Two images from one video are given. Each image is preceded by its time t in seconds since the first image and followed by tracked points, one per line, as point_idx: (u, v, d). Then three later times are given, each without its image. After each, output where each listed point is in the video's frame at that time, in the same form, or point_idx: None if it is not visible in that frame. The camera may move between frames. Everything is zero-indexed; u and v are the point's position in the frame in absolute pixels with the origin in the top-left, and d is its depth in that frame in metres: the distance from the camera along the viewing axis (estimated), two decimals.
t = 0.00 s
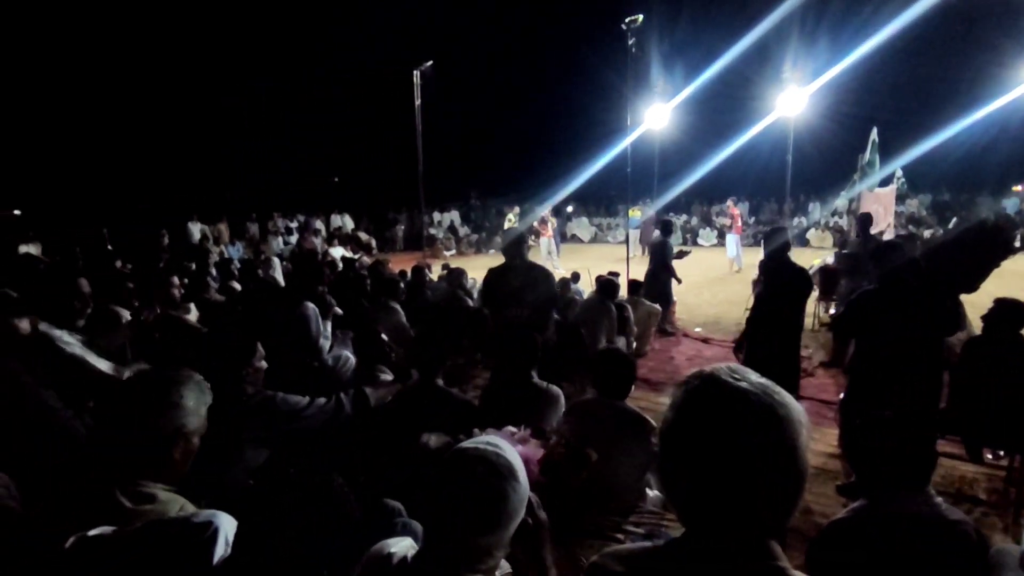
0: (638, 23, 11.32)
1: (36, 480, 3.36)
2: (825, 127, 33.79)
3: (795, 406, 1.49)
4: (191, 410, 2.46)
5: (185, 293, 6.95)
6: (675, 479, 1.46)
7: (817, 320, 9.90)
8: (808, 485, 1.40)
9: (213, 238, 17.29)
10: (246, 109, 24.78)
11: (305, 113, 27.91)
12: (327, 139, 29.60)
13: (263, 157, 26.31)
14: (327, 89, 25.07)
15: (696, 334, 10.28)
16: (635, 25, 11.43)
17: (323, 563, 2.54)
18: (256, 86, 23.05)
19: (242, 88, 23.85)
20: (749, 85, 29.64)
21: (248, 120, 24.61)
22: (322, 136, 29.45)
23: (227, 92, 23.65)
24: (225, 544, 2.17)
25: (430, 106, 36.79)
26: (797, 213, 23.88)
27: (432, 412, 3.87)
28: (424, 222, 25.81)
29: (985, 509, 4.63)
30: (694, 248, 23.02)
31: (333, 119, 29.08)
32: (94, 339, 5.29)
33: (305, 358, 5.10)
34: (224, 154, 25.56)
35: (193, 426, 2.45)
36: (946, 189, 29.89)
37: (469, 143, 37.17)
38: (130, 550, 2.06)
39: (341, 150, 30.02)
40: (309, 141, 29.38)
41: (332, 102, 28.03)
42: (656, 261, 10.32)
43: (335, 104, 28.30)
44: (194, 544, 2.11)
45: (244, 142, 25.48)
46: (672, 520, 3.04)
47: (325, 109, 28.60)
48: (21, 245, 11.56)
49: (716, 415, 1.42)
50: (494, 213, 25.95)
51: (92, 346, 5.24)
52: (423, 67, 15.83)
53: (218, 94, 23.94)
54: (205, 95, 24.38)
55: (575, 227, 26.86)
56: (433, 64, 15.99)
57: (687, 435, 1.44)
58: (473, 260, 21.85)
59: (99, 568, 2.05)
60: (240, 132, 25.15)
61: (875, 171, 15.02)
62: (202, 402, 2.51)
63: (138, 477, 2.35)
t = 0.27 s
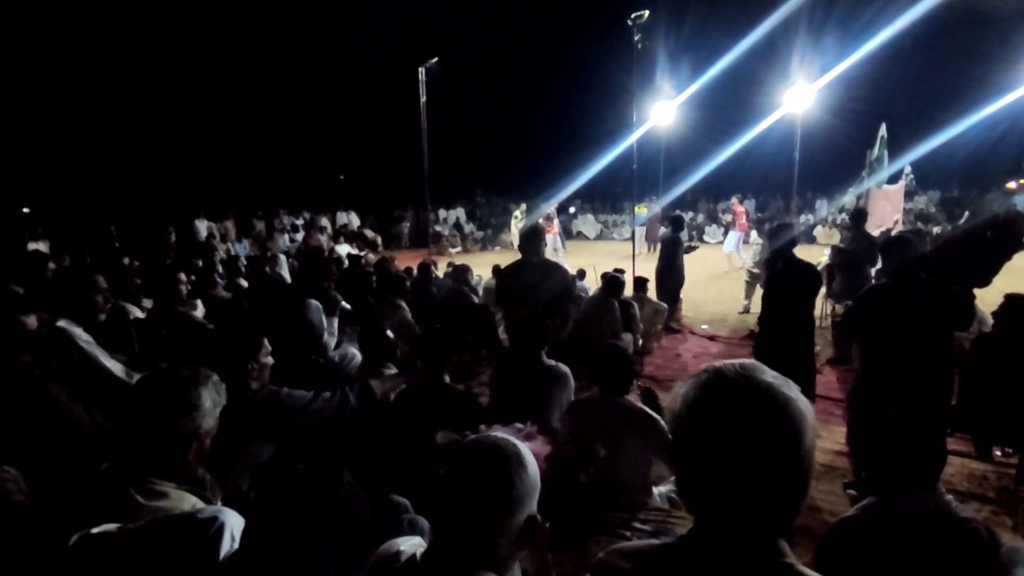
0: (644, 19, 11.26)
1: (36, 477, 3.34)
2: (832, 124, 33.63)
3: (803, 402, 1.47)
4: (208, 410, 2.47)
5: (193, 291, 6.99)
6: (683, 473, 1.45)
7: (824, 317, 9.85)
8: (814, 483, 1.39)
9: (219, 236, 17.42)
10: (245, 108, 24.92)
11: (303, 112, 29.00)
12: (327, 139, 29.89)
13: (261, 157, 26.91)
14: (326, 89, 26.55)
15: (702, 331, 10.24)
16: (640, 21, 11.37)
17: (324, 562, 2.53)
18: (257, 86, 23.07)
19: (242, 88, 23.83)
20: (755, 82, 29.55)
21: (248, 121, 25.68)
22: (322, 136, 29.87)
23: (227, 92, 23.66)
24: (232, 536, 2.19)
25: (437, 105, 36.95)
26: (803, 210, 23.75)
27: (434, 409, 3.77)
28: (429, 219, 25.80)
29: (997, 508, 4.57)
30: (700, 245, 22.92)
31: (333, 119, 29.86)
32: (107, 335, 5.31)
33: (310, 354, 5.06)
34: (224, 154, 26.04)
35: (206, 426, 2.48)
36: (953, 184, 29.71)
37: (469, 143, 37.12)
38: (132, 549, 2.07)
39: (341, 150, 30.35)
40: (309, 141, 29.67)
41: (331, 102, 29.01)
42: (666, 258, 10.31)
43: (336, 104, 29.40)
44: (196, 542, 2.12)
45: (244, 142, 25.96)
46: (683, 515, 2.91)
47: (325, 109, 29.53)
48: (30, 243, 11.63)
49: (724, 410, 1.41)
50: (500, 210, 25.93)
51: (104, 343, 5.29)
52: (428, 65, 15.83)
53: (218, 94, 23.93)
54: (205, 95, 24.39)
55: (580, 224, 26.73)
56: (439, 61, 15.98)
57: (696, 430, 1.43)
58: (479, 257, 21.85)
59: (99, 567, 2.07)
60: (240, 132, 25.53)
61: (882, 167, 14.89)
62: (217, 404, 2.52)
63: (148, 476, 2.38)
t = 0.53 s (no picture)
0: (647, 14, 11.18)
1: (36, 476, 3.32)
2: (835, 120, 33.59)
3: (813, 401, 1.45)
4: (202, 415, 2.43)
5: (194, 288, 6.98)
6: (691, 472, 1.44)
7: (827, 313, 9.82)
8: (822, 483, 1.37)
9: (220, 233, 17.42)
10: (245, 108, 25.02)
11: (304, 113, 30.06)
12: (327, 139, 30.62)
13: (261, 157, 27.49)
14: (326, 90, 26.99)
15: (704, 328, 10.23)
16: (643, 16, 11.29)
17: (322, 563, 2.30)
18: (257, 85, 23.12)
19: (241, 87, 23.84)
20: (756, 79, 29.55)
21: (247, 121, 25.98)
22: (322, 136, 30.54)
23: (227, 92, 23.69)
24: (232, 534, 2.23)
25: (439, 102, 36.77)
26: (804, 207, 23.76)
27: (434, 407, 3.74)
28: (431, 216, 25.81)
29: (1004, 505, 4.55)
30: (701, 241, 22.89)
31: (333, 119, 30.64)
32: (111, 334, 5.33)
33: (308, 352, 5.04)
34: (225, 154, 26.41)
35: (205, 432, 2.45)
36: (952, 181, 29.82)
37: (470, 143, 37.01)
38: (131, 549, 2.10)
39: (341, 149, 30.85)
40: (310, 141, 30.30)
41: (332, 102, 29.86)
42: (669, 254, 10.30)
43: (336, 104, 30.15)
44: (195, 543, 2.14)
45: (244, 142, 26.31)
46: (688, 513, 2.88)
47: (325, 109, 30.26)
48: (30, 241, 11.64)
49: (736, 407, 1.39)
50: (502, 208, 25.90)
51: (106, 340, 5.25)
52: (429, 61, 15.75)
53: (219, 95, 23.93)
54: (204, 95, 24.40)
55: (582, 221, 26.69)
56: (440, 57, 15.88)
57: (707, 427, 1.41)
58: (481, 254, 21.86)
59: (98, 568, 2.08)
60: (240, 132, 25.82)
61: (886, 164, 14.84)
62: (210, 406, 2.47)
63: (147, 479, 2.38)
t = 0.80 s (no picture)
0: (644, 8, 11.13)
1: (36, 476, 3.24)
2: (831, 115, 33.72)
3: (811, 401, 1.43)
4: (196, 413, 2.36)
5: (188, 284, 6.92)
6: (688, 471, 1.42)
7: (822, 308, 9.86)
8: (820, 484, 1.35)
9: (216, 230, 17.30)
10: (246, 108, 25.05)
11: (305, 114, 29.91)
12: (327, 139, 30.61)
13: (261, 157, 27.48)
14: (326, 88, 27.28)
15: (701, 323, 10.24)
16: (640, 10, 11.23)
17: (319, 564, 2.34)
18: (257, 85, 23.08)
19: (242, 88, 23.85)
20: (753, 76, 29.63)
21: (247, 120, 25.58)
22: (322, 136, 30.41)
23: (227, 92, 23.71)
24: (227, 537, 2.20)
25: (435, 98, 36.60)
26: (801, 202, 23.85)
27: (426, 400, 3.69)
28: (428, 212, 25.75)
29: (1001, 500, 4.56)
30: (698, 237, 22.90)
31: (333, 119, 30.81)
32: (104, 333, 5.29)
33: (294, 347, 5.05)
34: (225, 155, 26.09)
35: (202, 429, 2.38)
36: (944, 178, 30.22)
37: (469, 143, 37.03)
38: (131, 550, 2.05)
39: (341, 149, 30.94)
40: (310, 141, 30.21)
41: (332, 103, 29.91)
42: (667, 249, 10.28)
43: (336, 104, 30.40)
44: (192, 544, 2.11)
45: (244, 142, 26.21)
46: (686, 510, 2.92)
47: (326, 109, 30.35)
48: (24, 237, 11.44)
49: (732, 406, 1.37)
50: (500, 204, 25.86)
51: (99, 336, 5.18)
52: (425, 56, 15.64)
53: (219, 94, 23.94)
54: (205, 96, 24.43)
55: (579, 217, 26.66)
56: (436, 53, 15.76)
57: (704, 429, 1.39)
58: (478, 250, 21.82)
59: (99, 569, 2.03)
60: (240, 132, 25.81)
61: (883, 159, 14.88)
62: (203, 404, 2.39)
63: (149, 476, 2.38)
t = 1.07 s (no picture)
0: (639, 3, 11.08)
1: (37, 477, 3.20)
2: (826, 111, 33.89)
3: (810, 398, 1.42)
4: (182, 402, 2.39)
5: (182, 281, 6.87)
6: (687, 469, 1.40)
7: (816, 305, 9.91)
8: (820, 481, 1.34)
9: (210, 226, 17.26)
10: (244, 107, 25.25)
11: (304, 113, 30.72)
12: (327, 139, 31.13)
13: (261, 156, 27.79)
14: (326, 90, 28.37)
15: (697, 320, 10.24)
16: (635, 5, 11.18)
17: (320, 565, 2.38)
18: (257, 86, 23.57)
19: (242, 88, 24.64)
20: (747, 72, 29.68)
21: (247, 120, 26.41)
22: (322, 136, 31.03)
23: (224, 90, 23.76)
24: (218, 540, 2.16)
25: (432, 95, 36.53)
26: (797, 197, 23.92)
27: (419, 399, 3.65)
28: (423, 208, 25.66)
29: (995, 494, 4.57)
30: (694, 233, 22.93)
31: (333, 119, 31.25)
32: (95, 331, 5.24)
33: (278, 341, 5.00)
34: (225, 155, 26.34)
35: (190, 419, 2.42)
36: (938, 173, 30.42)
37: (470, 143, 37.10)
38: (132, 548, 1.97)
39: (341, 149, 31.28)
40: (310, 141, 30.76)
41: (332, 102, 30.70)
42: (663, 245, 10.27)
43: (335, 104, 30.94)
44: (182, 545, 2.05)
45: (244, 142, 26.39)
46: (683, 506, 2.85)
47: (325, 109, 30.98)
48: (13, 235, 11.36)
49: (729, 404, 1.35)
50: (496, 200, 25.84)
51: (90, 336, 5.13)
52: (419, 52, 15.57)
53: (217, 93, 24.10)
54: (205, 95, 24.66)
55: (575, 213, 26.65)
56: (430, 49, 15.70)
57: (702, 427, 1.37)
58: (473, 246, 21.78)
59: (99, 568, 1.95)
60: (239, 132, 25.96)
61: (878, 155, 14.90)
62: (190, 393, 2.43)
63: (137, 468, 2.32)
